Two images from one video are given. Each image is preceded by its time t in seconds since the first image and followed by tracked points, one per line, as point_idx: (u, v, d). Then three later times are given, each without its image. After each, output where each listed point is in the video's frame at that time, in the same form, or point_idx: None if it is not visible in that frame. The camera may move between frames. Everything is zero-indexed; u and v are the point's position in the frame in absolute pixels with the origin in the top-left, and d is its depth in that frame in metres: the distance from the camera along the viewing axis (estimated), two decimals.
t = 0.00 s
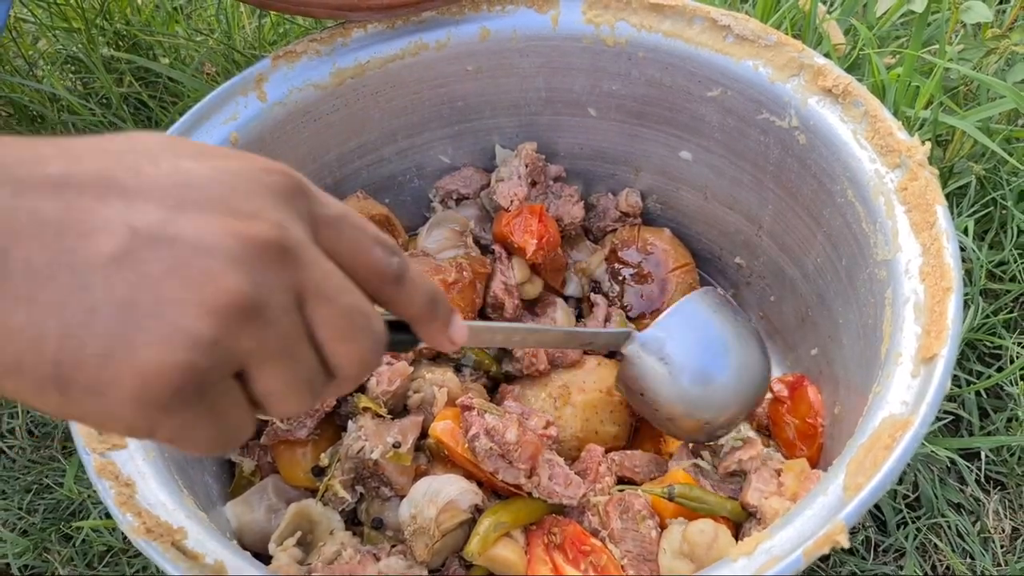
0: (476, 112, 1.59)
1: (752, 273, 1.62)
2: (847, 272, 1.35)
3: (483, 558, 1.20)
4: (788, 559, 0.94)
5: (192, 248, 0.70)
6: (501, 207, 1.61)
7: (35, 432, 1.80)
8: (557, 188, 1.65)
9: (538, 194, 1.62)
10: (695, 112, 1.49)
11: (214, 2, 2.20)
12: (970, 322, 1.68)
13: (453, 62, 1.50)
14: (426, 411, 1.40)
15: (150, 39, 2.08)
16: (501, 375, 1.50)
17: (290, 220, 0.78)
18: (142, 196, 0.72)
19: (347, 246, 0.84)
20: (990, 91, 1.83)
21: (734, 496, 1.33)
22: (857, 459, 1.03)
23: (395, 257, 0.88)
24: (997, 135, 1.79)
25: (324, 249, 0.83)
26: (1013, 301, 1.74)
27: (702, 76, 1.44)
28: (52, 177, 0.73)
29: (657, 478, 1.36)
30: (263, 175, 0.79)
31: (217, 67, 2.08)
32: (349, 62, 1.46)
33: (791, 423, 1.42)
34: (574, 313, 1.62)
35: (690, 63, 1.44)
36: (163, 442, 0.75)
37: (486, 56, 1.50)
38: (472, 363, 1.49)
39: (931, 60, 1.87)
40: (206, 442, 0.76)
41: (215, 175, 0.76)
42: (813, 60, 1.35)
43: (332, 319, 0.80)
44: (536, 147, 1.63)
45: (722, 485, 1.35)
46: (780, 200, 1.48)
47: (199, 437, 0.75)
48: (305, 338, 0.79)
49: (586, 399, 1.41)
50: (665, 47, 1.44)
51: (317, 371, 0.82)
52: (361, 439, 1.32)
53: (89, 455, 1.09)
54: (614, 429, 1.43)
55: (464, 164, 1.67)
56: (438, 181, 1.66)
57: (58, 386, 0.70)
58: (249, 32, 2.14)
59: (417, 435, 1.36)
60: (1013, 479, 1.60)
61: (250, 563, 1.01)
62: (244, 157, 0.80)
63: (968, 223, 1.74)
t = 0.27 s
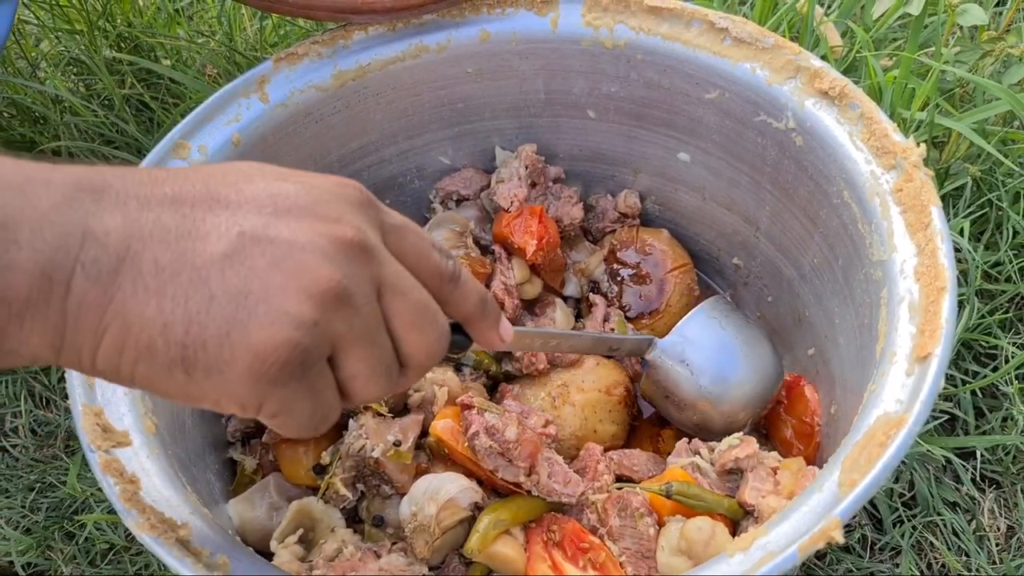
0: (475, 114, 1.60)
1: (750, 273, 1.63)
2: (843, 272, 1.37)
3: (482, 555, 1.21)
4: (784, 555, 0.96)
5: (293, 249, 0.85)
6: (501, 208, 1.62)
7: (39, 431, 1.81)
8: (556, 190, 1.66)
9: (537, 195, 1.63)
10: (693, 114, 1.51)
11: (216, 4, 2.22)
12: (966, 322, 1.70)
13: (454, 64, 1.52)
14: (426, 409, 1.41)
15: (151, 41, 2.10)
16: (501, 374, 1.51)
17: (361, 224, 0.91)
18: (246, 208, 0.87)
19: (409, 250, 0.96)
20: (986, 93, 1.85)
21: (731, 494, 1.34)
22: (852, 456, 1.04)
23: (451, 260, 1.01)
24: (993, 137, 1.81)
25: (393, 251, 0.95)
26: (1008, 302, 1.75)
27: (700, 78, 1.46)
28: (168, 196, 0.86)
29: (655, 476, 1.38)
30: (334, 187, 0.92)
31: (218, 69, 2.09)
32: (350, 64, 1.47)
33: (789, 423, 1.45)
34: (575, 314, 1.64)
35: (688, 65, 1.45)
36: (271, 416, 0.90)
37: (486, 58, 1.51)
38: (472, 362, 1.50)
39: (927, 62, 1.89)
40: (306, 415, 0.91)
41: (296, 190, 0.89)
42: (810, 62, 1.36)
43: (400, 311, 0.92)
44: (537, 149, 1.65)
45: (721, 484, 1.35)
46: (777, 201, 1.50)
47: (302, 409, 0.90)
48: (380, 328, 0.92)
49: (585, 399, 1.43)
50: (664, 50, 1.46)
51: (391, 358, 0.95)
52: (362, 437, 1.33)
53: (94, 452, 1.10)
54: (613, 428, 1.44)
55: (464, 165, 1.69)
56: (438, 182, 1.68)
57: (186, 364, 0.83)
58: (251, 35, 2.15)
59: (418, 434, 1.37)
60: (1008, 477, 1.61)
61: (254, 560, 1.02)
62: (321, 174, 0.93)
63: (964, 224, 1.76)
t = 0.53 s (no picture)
0: (476, 115, 1.62)
1: (749, 274, 1.64)
2: (840, 273, 1.38)
3: (483, 553, 1.22)
4: (781, 550, 0.97)
5: (304, 245, 0.92)
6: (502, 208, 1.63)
7: (41, 430, 1.82)
8: (557, 191, 1.67)
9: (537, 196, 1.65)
10: (692, 115, 1.52)
11: (217, 6, 2.23)
12: (962, 322, 1.71)
13: (455, 66, 1.53)
14: (426, 408, 1.42)
15: (152, 42, 2.11)
16: (501, 374, 1.53)
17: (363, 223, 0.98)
18: (260, 208, 0.94)
19: (407, 248, 1.02)
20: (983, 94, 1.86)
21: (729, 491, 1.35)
22: (849, 453, 1.06)
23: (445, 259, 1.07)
24: (989, 138, 1.82)
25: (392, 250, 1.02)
26: (1004, 301, 1.77)
27: (699, 80, 1.47)
28: (189, 198, 0.94)
29: (653, 475, 1.38)
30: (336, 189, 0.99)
31: (219, 70, 2.11)
32: (352, 66, 1.48)
33: (786, 422, 1.47)
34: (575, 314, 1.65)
35: (687, 67, 1.47)
36: (285, 399, 0.97)
37: (487, 60, 1.53)
38: (472, 361, 1.52)
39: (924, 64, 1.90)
40: (317, 398, 0.98)
41: (306, 192, 0.96)
42: (808, 65, 1.38)
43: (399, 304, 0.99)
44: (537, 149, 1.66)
45: (719, 482, 1.36)
46: (775, 203, 1.51)
47: (314, 391, 0.96)
48: (382, 319, 0.98)
49: (585, 397, 1.44)
50: (663, 52, 1.47)
51: (391, 347, 1.01)
52: (364, 435, 1.34)
53: (99, 450, 1.11)
54: (611, 426, 1.46)
55: (465, 166, 1.70)
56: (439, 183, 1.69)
57: (208, 349, 0.91)
58: (252, 36, 2.16)
59: (419, 432, 1.38)
60: (1004, 476, 1.63)
61: (257, 556, 1.04)
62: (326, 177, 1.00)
63: (960, 224, 1.77)
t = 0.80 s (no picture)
0: (478, 114, 1.62)
1: (749, 274, 1.65)
2: (840, 271, 1.39)
3: (486, 548, 1.24)
4: (785, 542, 0.98)
5: (330, 177, 0.95)
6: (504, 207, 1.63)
7: (43, 427, 1.83)
8: (557, 189, 1.68)
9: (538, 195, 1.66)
10: (693, 115, 1.53)
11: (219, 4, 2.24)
12: (961, 320, 1.72)
13: (458, 65, 1.54)
14: (429, 404, 1.43)
15: (155, 41, 2.12)
16: (502, 371, 1.55)
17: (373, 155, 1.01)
18: (284, 142, 0.97)
19: (413, 187, 1.07)
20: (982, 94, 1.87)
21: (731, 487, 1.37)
22: (852, 446, 1.06)
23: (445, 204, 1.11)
24: (988, 138, 1.83)
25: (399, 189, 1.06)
26: (1003, 300, 1.77)
27: (701, 80, 1.48)
28: (216, 130, 0.97)
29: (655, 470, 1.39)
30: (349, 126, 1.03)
31: (221, 69, 2.11)
32: (356, 64, 1.50)
33: (786, 419, 1.47)
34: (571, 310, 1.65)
35: (688, 66, 1.48)
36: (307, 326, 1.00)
37: (490, 59, 1.54)
38: (475, 358, 1.54)
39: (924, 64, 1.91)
40: (335, 326, 1.00)
41: (324, 128, 1.00)
42: (808, 65, 1.39)
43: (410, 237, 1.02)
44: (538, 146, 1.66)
45: (720, 478, 1.37)
46: (776, 202, 1.52)
47: (334, 318, 0.99)
48: (393, 252, 1.01)
49: (586, 394, 1.45)
50: (664, 52, 1.48)
51: (396, 280, 1.03)
52: (367, 431, 1.36)
53: (108, 441, 1.12)
54: (613, 422, 1.46)
55: (466, 165, 1.71)
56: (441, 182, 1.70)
57: (242, 275, 0.93)
58: (253, 35, 2.17)
59: (422, 428, 1.39)
60: (1003, 474, 1.64)
61: (264, 545, 1.04)
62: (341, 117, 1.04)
63: (959, 223, 1.78)
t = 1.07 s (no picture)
0: (479, 114, 1.62)
1: (749, 271, 1.65)
2: (841, 267, 1.39)
3: (491, 545, 1.24)
4: (794, 534, 0.98)
5: (390, 133, 0.96)
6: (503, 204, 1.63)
7: (46, 425, 1.84)
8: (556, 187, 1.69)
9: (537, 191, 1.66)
10: (693, 114, 1.53)
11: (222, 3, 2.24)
12: (963, 320, 1.73)
13: (459, 64, 1.54)
14: (432, 403, 1.44)
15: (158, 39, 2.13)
16: (504, 370, 1.55)
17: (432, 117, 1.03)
18: (348, 86, 0.98)
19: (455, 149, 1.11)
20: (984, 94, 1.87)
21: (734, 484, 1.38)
22: (858, 440, 1.07)
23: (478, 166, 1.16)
24: (990, 137, 1.83)
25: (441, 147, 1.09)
26: (1005, 300, 1.78)
27: (701, 79, 1.48)
28: (280, 60, 0.97)
29: (658, 468, 1.40)
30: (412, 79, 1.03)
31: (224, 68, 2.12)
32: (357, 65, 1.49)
33: (788, 415, 1.47)
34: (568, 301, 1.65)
35: (689, 64, 1.48)
36: (339, 274, 1.02)
37: (491, 59, 1.54)
38: (476, 357, 1.54)
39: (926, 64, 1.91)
40: (364, 277, 1.03)
41: (388, 76, 1.00)
42: (809, 63, 1.39)
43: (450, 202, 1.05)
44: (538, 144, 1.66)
45: (723, 474, 1.39)
46: (776, 199, 1.52)
47: (366, 271, 1.02)
48: (433, 213, 1.04)
49: (588, 392, 1.45)
50: (665, 51, 1.48)
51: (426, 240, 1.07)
52: (371, 429, 1.35)
53: (115, 440, 1.12)
54: (615, 420, 1.46)
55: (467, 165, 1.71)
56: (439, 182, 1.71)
57: (293, 218, 0.96)
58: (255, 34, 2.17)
59: (425, 426, 1.39)
60: (1005, 474, 1.64)
61: (274, 543, 1.05)
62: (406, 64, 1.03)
63: (961, 223, 1.79)
